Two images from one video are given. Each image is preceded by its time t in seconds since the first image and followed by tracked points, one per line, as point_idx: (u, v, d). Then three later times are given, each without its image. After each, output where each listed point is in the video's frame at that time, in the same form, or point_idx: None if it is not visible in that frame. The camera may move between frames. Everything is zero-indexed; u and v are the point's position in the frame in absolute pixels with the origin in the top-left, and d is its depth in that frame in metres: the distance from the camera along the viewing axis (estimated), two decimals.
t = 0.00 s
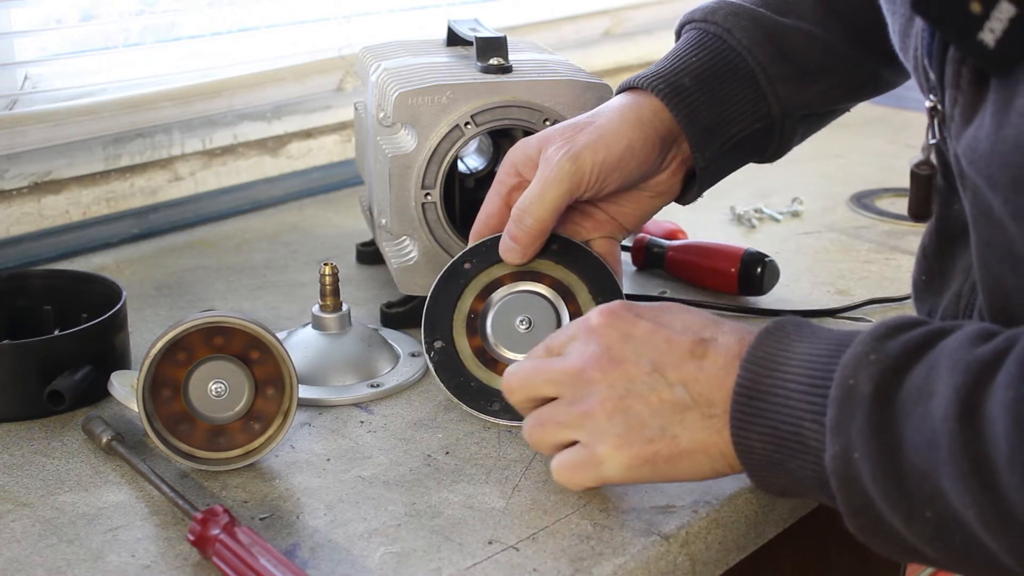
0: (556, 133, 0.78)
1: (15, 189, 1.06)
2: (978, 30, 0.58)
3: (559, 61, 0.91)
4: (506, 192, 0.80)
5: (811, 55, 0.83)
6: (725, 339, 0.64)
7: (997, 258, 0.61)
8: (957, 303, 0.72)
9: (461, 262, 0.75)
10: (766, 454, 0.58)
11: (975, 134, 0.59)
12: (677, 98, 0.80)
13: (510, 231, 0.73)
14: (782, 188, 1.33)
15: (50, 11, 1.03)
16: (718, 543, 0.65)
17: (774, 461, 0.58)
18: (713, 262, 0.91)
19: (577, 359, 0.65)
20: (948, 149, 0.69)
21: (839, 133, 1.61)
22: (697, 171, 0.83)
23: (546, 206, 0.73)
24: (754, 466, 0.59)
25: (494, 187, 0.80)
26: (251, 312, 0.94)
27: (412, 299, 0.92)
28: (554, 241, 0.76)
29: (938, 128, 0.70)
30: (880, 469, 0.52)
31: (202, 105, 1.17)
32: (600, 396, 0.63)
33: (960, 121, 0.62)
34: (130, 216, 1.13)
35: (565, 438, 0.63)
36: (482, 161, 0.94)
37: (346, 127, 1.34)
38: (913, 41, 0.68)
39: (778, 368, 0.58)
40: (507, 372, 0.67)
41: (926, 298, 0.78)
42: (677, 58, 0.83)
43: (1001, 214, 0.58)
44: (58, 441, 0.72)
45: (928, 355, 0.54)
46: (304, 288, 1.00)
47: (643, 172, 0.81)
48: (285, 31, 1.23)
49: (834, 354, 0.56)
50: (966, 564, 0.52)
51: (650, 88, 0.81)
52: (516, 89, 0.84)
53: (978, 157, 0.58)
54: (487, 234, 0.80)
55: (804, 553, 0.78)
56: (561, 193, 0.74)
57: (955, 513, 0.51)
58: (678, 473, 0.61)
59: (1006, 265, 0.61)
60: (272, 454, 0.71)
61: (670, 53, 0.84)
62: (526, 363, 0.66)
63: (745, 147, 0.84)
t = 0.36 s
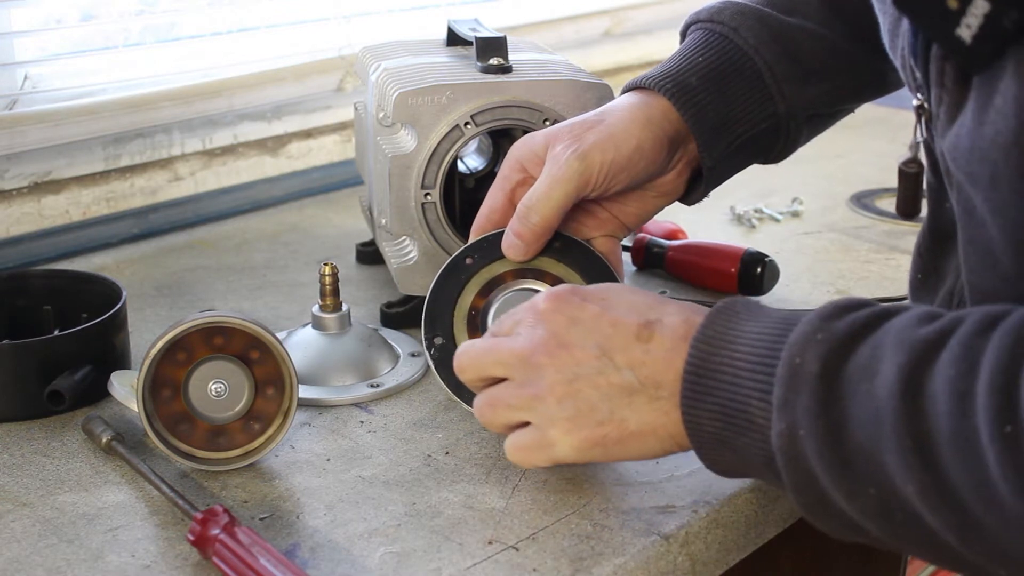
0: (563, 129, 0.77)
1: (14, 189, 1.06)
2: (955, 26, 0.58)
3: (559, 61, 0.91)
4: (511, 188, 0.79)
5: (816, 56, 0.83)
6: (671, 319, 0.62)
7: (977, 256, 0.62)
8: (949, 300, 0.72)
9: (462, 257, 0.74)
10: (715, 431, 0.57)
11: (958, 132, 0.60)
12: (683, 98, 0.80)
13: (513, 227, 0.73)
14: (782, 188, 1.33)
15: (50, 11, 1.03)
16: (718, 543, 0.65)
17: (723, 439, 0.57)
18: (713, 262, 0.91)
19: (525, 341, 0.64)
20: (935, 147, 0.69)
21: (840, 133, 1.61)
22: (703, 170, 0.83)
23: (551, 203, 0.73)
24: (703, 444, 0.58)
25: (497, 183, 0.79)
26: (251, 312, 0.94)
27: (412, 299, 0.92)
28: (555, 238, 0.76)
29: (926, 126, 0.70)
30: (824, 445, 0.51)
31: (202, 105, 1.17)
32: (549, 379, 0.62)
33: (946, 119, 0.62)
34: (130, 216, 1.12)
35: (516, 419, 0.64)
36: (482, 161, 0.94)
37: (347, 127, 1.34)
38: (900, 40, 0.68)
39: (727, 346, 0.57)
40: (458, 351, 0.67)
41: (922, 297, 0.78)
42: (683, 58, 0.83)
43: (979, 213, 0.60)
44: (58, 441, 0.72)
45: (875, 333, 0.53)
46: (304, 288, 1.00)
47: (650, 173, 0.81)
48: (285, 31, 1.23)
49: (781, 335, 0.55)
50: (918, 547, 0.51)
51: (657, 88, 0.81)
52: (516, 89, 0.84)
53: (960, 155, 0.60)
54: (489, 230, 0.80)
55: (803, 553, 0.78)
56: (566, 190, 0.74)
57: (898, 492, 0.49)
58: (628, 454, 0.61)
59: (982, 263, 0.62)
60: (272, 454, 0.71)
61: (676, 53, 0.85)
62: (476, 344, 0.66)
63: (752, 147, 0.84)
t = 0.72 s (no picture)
0: (565, 127, 0.77)
1: (15, 189, 1.06)
2: (941, 18, 0.57)
3: (559, 61, 0.91)
4: (511, 184, 0.79)
5: (817, 56, 0.83)
6: (653, 293, 0.62)
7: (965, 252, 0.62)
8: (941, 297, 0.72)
9: (461, 253, 0.74)
10: (693, 403, 0.57)
11: (947, 129, 0.61)
12: (685, 97, 0.80)
13: (514, 225, 0.73)
14: (783, 188, 1.33)
15: (50, 11, 1.03)
16: (718, 543, 0.65)
17: (700, 412, 0.57)
18: (713, 261, 0.86)
19: (508, 307, 0.65)
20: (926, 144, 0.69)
21: (839, 133, 1.61)
22: (705, 170, 0.83)
23: (553, 202, 0.73)
24: (682, 416, 0.58)
25: (498, 179, 0.79)
26: (251, 312, 0.94)
27: (412, 299, 0.92)
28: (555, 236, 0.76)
29: (917, 122, 0.70)
30: (799, 419, 0.51)
31: (202, 105, 1.17)
32: (529, 346, 0.63)
33: (936, 115, 0.63)
34: (130, 216, 1.12)
35: (497, 384, 0.66)
36: (483, 161, 0.94)
37: (347, 127, 1.34)
38: (893, 39, 0.68)
39: (707, 320, 0.56)
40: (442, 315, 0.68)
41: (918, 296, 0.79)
42: (685, 58, 0.83)
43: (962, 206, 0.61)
44: (58, 441, 0.72)
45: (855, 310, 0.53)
46: (304, 288, 1.00)
47: (652, 174, 0.81)
48: (285, 31, 1.23)
49: (761, 310, 0.55)
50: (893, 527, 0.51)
51: (660, 88, 0.81)
52: (516, 89, 0.84)
53: (948, 148, 0.61)
54: (489, 226, 0.79)
55: (802, 552, 0.78)
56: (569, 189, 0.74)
57: (870, 467, 0.49)
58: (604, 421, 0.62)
59: (969, 260, 0.63)
60: (272, 454, 0.71)
61: (677, 53, 0.84)
62: (458, 310, 0.67)
63: (753, 147, 0.84)
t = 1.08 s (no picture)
0: (570, 124, 0.77)
1: (15, 189, 1.06)
2: (953, 23, 0.58)
3: (559, 61, 0.91)
4: (513, 180, 0.78)
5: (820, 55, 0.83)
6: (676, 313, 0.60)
7: (978, 254, 0.61)
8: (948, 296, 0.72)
9: (462, 250, 0.74)
10: (719, 426, 0.56)
11: (954, 130, 0.60)
12: (689, 96, 0.80)
13: (516, 222, 0.72)
14: (783, 188, 1.33)
15: (50, 11, 1.03)
16: (718, 543, 0.65)
17: (725, 434, 0.56)
18: (712, 261, 0.85)
19: (527, 328, 0.62)
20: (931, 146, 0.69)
21: (839, 132, 1.61)
22: (708, 168, 0.83)
23: (557, 200, 0.73)
24: (708, 438, 0.57)
25: (499, 174, 0.78)
26: (251, 312, 0.94)
27: (412, 299, 0.92)
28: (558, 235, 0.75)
29: (923, 126, 0.70)
30: (824, 442, 0.51)
31: (202, 105, 1.17)
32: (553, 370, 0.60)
33: (942, 117, 0.63)
34: (130, 216, 1.12)
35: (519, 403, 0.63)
36: (482, 161, 0.94)
37: (346, 127, 1.34)
38: (898, 40, 0.68)
39: (730, 344, 0.55)
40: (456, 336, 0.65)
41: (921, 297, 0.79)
42: (689, 57, 0.83)
43: (979, 209, 0.59)
44: (58, 441, 0.72)
45: (873, 327, 0.53)
46: (304, 288, 1.00)
47: (655, 173, 0.81)
48: (285, 31, 1.23)
49: (781, 329, 0.54)
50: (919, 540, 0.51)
51: (663, 87, 0.81)
52: (516, 89, 0.84)
53: (956, 151, 0.60)
54: (488, 222, 0.79)
55: (803, 552, 0.78)
56: (573, 186, 0.74)
57: (896, 486, 0.49)
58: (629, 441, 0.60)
59: (984, 262, 0.61)
60: (272, 454, 0.71)
61: (681, 51, 0.84)
62: (475, 332, 0.64)
63: (756, 146, 0.84)
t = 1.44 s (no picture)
0: (579, 126, 0.77)
1: (14, 189, 1.06)
2: (957, 22, 0.58)
3: (559, 61, 0.91)
4: (518, 178, 0.78)
5: (828, 55, 0.83)
6: (680, 318, 0.62)
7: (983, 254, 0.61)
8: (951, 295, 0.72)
9: (462, 246, 0.74)
10: (727, 425, 0.57)
11: (959, 130, 0.60)
12: (699, 97, 0.80)
13: (520, 222, 0.72)
14: (783, 188, 1.33)
15: (49, 11, 1.03)
16: (718, 543, 0.64)
17: (735, 433, 0.57)
18: (711, 261, 0.85)
19: (537, 343, 0.64)
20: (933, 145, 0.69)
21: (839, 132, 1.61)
22: (718, 170, 0.83)
23: (566, 202, 0.73)
24: (717, 437, 0.58)
25: (504, 172, 0.78)
26: (251, 312, 0.94)
27: (413, 299, 0.92)
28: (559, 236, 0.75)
29: (925, 125, 0.70)
30: (833, 441, 0.51)
31: (202, 105, 1.17)
32: (565, 386, 0.64)
33: (946, 117, 0.62)
34: (130, 216, 1.12)
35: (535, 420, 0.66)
36: (482, 161, 0.94)
37: (346, 127, 1.34)
38: (900, 39, 0.68)
39: (737, 344, 0.57)
40: (464, 357, 0.68)
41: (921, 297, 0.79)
42: (699, 57, 0.83)
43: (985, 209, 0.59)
44: (58, 442, 0.72)
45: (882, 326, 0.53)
46: (304, 288, 1.00)
47: (662, 178, 0.81)
48: (285, 31, 1.23)
49: (790, 327, 0.55)
50: (927, 540, 0.51)
51: (673, 89, 0.81)
52: (516, 89, 0.84)
53: (960, 153, 0.60)
54: (490, 218, 0.79)
55: (803, 552, 0.78)
56: (582, 189, 0.74)
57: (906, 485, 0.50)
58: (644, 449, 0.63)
59: (992, 263, 0.61)
60: (272, 454, 0.71)
61: (690, 52, 0.84)
62: (485, 352, 0.67)
63: (765, 146, 0.84)
